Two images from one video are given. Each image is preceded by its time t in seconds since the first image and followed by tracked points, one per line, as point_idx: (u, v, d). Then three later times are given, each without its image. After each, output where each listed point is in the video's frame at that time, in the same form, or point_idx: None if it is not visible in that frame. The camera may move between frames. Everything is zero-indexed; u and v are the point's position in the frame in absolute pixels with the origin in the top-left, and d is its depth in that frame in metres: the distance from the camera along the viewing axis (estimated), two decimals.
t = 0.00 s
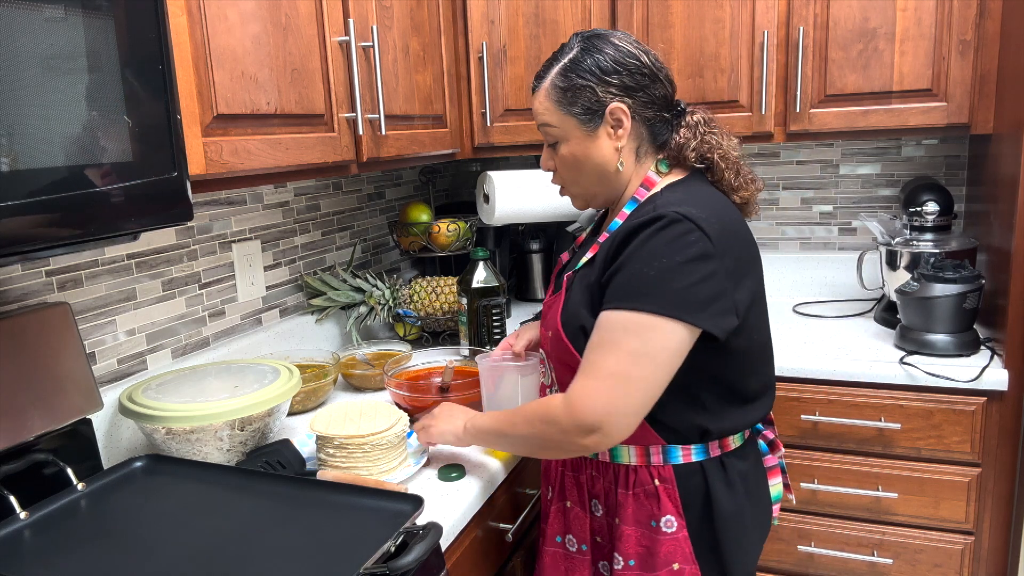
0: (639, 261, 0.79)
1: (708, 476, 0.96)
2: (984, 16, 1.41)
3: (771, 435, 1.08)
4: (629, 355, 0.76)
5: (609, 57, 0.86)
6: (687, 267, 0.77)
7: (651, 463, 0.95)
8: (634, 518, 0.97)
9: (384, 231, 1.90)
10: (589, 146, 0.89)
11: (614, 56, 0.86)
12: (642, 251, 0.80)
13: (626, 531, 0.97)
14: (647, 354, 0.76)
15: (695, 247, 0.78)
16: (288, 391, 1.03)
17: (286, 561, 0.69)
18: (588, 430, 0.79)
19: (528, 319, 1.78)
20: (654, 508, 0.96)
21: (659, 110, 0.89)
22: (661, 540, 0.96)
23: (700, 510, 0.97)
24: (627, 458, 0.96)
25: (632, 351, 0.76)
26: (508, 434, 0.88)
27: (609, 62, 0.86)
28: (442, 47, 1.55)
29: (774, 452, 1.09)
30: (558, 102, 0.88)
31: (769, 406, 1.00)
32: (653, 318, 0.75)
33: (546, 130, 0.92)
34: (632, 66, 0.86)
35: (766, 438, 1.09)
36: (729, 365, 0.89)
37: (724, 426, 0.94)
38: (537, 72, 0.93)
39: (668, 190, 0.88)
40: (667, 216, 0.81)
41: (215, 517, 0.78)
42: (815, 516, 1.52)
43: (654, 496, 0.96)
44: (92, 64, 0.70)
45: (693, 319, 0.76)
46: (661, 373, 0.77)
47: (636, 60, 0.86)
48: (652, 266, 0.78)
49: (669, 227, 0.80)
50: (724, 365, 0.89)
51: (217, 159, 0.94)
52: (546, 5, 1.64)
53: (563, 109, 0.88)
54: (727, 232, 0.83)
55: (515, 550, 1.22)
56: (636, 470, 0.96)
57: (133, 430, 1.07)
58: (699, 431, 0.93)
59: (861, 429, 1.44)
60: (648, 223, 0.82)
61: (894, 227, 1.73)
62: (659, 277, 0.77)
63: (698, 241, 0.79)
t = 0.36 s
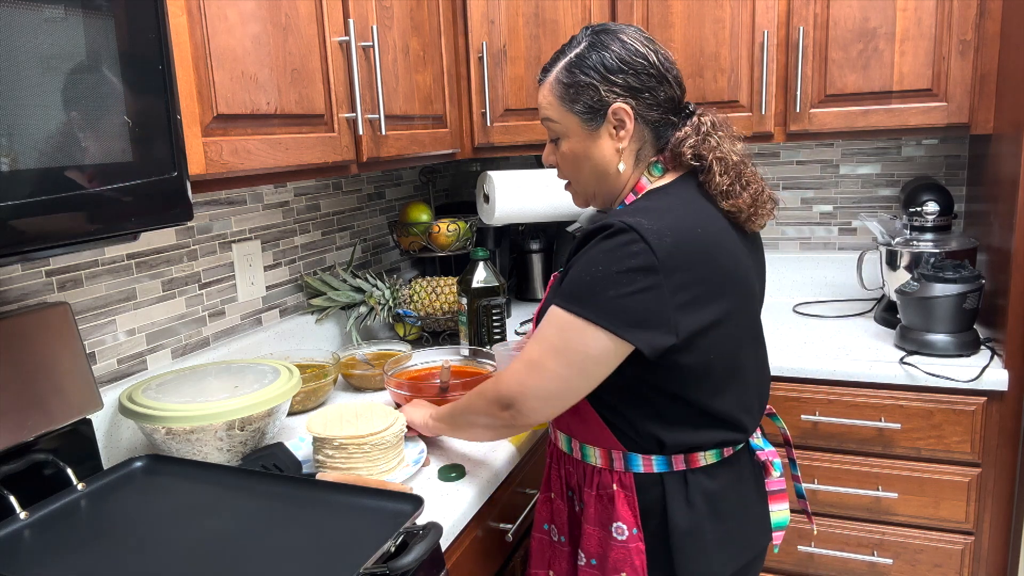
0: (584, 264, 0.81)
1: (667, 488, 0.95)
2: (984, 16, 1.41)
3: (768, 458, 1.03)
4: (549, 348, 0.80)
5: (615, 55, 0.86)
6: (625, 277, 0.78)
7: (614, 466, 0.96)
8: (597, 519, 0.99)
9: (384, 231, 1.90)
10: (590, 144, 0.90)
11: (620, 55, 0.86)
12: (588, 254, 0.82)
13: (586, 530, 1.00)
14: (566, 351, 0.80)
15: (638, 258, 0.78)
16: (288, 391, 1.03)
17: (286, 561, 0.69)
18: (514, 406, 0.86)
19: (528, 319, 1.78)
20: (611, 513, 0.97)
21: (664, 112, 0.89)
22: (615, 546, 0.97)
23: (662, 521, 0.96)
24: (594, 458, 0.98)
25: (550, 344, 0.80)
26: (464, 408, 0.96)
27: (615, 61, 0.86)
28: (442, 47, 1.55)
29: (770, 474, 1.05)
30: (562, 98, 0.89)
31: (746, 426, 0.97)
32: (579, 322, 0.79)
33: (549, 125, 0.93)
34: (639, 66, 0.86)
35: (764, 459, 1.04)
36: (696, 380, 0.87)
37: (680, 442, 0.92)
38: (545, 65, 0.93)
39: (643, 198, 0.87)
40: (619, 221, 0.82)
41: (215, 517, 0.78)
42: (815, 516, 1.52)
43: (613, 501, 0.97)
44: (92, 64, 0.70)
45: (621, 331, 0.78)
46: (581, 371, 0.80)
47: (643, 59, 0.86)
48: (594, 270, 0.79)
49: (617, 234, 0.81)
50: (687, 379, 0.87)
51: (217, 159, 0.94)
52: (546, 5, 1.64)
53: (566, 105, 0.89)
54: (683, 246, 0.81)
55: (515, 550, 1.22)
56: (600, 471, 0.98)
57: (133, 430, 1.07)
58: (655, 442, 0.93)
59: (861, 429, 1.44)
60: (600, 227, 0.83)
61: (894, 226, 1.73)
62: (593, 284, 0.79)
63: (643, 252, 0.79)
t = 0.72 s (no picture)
0: (579, 263, 0.81)
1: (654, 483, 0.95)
2: (984, 16, 1.41)
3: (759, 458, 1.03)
4: (553, 352, 0.80)
5: (620, 53, 0.86)
6: (619, 276, 0.78)
7: (604, 461, 0.97)
8: (587, 513, 0.99)
9: (384, 231, 1.90)
10: (591, 140, 0.90)
11: (626, 52, 0.86)
12: (584, 253, 0.82)
13: (576, 523, 1.00)
14: (569, 354, 0.79)
15: (632, 257, 0.79)
16: (288, 391, 1.03)
17: (286, 561, 0.69)
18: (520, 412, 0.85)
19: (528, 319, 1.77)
20: (601, 507, 0.97)
21: (666, 112, 0.89)
22: (603, 540, 0.97)
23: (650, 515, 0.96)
24: (586, 453, 0.99)
25: (553, 348, 0.80)
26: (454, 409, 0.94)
27: (620, 58, 0.86)
28: (442, 47, 1.55)
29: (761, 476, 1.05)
30: (566, 91, 0.89)
31: (736, 425, 0.96)
32: (579, 322, 0.78)
33: (552, 119, 0.93)
34: (644, 65, 0.86)
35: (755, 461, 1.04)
36: (684, 379, 0.87)
37: (668, 439, 0.92)
38: (551, 59, 0.93)
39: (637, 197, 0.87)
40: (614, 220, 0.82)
41: (215, 517, 0.78)
42: (815, 516, 1.52)
43: (602, 495, 0.97)
44: (92, 64, 0.70)
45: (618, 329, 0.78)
46: (585, 372, 0.80)
47: (646, 58, 0.86)
48: (589, 270, 0.79)
49: (611, 233, 0.81)
50: (679, 377, 0.87)
51: (217, 159, 0.94)
52: (546, 5, 1.64)
53: (570, 100, 0.89)
54: (676, 243, 0.81)
55: (515, 551, 1.22)
56: (591, 466, 0.98)
57: (133, 430, 1.07)
58: (643, 438, 0.93)
59: (861, 429, 1.44)
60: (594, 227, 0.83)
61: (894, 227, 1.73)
62: (589, 282, 0.79)
63: (637, 251, 0.79)
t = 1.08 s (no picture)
0: (639, 252, 0.79)
1: (695, 473, 0.94)
2: (984, 16, 1.41)
3: (772, 441, 1.08)
4: (643, 350, 0.75)
5: (647, 46, 0.87)
6: (687, 258, 0.77)
7: (640, 458, 0.94)
8: (622, 513, 0.96)
9: (384, 231, 1.90)
10: (622, 130, 0.88)
11: (649, 47, 0.87)
12: (642, 242, 0.80)
13: (610, 525, 0.96)
14: (660, 348, 0.76)
15: (693, 240, 0.78)
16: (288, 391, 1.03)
17: (286, 560, 0.69)
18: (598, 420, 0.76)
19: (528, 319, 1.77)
20: (640, 505, 0.94)
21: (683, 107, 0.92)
22: (647, 537, 0.94)
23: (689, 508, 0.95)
24: (617, 452, 0.95)
25: (643, 344, 0.75)
26: (498, 406, 0.81)
27: (647, 51, 0.87)
28: (442, 47, 1.55)
29: (773, 458, 1.08)
30: (595, 83, 0.86)
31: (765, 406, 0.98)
32: (658, 312, 0.75)
33: (573, 114, 0.88)
34: (667, 58, 0.88)
35: (766, 443, 1.08)
36: (724, 364, 0.87)
37: (715, 426, 0.92)
38: (561, 56, 0.90)
39: (668, 185, 0.87)
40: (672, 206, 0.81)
41: (215, 517, 0.78)
42: (814, 515, 1.52)
43: (642, 492, 0.94)
44: (92, 64, 0.70)
45: (693, 313, 0.76)
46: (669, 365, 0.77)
47: (668, 52, 0.89)
48: (655, 256, 0.78)
49: (669, 219, 0.80)
50: (725, 361, 0.87)
51: (217, 159, 0.94)
52: (546, 5, 1.64)
53: (599, 92, 0.86)
54: (726, 225, 0.82)
55: (515, 550, 1.22)
56: (625, 464, 0.95)
57: (133, 430, 1.07)
58: (687, 430, 0.92)
59: (861, 429, 1.44)
60: (648, 215, 0.82)
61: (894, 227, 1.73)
62: (657, 268, 0.77)
63: (696, 234, 0.79)
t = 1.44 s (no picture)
0: (731, 242, 0.79)
1: (753, 466, 0.95)
2: (984, 16, 1.41)
3: (776, 426, 1.01)
4: (764, 340, 0.76)
5: (660, 44, 0.89)
6: (773, 247, 0.79)
7: (701, 458, 0.92)
8: (684, 517, 0.93)
9: (384, 231, 1.90)
10: (649, 127, 0.87)
11: (663, 46, 0.89)
12: (730, 231, 0.80)
13: (674, 531, 0.93)
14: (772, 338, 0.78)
15: (772, 229, 0.81)
16: (288, 391, 1.03)
17: (286, 560, 0.69)
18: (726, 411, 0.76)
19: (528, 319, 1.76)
20: (705, 505, 0.93)
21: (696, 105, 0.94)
22: (716, 536, 0.93)
23: (746, 503, 0.95)
24: (676, 454, 0.93)
25: (762, 332, 0.76)
26: (621, 384, 0.76)
27: (662, 50, 0.89)
28: (442, 47, 1.55)
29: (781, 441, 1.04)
30: (619, 83, 0.85)
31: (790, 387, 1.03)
32: (770, 300, 0.76)
33: (597, 117, 0.87)
34: (679, 55, 0.91)
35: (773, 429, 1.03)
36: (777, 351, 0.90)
37: (769, 414, 0.94)
38: (577, 60, 0.89)
39: (712, 181, 0.89)
40: (749, 197, 0.84)
41: (215, 517, 0.78)
42: (814, 515, 1.52)
43: (706, 492, 0.93)
44: (92, 64, 0.70)
45: (788, 299, 0.78)
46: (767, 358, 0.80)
47: (680, 51, 0.91)
48: (747, 245, 0.79)
49: (751, 209, 0.82)
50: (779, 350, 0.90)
51: (217, 159, 0.94)
52: (546, 5, 1.65)
53: (624, 91, 0.85)
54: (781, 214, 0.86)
55: (515, 550, 1.22)
56: (686, 467, 0.93)
57: (133, 430, 1.07)
58: (748, 421, 0.93)
59: (861, 429, 1.44)
60: (732, 204, 0.83)
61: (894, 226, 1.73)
62: (754, 254, 0.78)
63: (773, 224, 0.82)
